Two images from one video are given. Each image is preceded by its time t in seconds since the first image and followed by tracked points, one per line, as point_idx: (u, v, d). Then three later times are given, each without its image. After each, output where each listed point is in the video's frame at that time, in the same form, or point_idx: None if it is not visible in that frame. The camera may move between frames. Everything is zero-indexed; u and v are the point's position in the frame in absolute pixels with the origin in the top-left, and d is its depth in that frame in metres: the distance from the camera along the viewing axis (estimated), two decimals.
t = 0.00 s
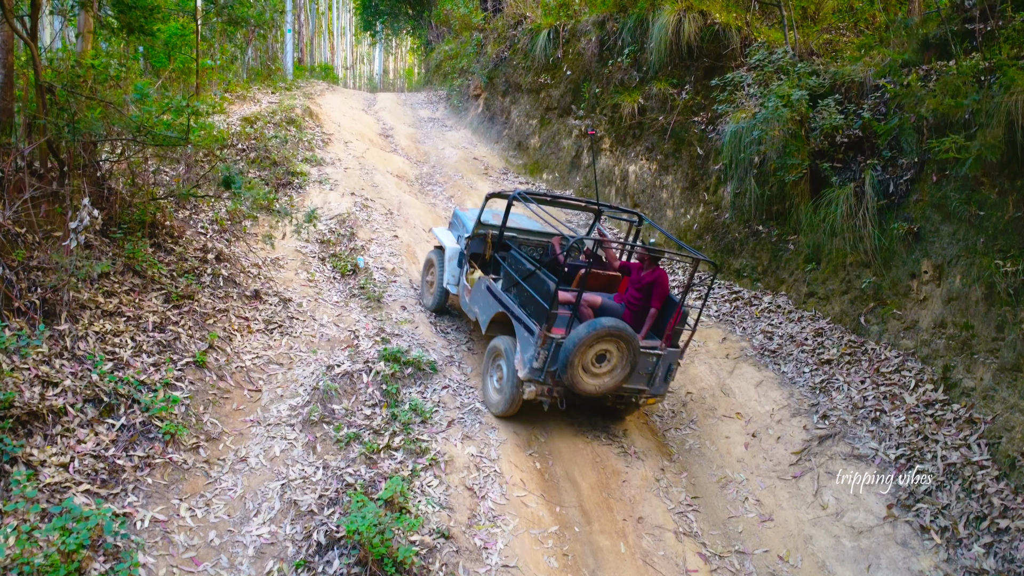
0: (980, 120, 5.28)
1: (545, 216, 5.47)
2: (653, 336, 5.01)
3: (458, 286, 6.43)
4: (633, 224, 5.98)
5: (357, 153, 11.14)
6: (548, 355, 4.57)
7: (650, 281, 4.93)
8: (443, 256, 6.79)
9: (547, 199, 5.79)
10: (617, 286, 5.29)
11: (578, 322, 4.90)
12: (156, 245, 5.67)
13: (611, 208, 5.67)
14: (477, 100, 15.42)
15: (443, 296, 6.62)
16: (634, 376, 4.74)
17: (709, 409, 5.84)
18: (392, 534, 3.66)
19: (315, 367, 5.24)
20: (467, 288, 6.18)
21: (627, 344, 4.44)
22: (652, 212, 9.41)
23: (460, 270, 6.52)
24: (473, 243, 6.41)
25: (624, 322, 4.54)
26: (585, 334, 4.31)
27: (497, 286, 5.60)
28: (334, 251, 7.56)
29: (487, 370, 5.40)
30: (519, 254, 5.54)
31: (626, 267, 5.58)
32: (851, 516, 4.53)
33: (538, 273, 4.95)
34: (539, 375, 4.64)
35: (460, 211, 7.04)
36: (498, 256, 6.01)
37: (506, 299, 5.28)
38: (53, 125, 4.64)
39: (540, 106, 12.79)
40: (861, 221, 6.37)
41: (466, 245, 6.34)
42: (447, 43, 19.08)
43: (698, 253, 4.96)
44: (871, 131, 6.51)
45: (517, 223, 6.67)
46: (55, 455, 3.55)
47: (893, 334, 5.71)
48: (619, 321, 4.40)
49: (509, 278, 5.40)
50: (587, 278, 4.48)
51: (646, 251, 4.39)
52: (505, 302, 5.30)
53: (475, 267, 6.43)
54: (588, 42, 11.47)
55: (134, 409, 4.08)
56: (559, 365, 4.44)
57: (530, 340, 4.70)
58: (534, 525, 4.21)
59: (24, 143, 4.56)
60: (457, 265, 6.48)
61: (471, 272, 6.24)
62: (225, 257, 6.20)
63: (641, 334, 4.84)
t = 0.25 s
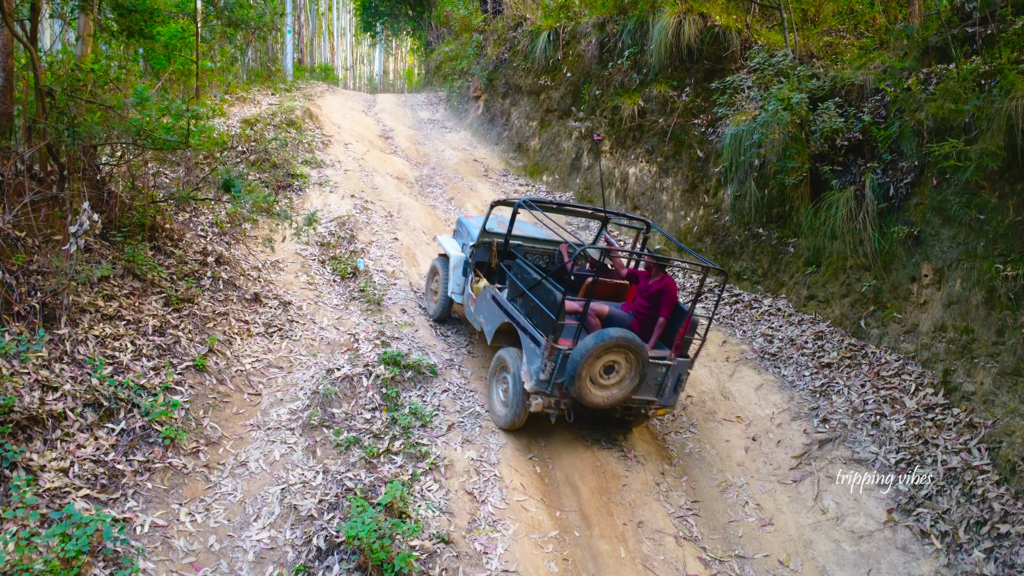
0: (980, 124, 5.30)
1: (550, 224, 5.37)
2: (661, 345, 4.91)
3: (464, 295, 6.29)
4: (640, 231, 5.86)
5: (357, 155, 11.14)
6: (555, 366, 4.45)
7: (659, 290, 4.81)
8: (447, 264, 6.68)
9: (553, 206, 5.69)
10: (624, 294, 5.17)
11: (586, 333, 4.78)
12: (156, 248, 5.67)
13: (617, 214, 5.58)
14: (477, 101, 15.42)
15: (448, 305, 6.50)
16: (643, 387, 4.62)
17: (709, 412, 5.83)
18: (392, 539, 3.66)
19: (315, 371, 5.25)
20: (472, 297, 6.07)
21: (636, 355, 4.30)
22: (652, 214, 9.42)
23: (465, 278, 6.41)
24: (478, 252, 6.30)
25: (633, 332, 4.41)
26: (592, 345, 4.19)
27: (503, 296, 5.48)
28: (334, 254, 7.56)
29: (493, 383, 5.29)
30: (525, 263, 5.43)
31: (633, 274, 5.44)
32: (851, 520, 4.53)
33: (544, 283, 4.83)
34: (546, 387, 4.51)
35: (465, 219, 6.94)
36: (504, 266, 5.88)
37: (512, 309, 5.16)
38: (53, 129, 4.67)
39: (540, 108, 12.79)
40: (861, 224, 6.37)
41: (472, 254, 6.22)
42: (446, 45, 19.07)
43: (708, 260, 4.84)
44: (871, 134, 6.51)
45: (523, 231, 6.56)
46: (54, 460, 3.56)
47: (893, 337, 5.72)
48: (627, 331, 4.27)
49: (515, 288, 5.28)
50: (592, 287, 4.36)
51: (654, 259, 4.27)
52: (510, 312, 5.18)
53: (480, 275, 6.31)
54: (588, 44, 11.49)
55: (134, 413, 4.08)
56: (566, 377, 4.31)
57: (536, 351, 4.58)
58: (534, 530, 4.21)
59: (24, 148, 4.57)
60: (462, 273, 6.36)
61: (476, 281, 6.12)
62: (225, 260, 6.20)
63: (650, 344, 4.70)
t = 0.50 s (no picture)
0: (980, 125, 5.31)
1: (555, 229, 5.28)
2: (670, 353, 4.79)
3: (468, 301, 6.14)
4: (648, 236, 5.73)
5: (357, 156, 11.15)
6: (563, 376, 4.32)
7: (667, 296, 4.74)
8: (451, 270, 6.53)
9: (557, 210, 5.58)
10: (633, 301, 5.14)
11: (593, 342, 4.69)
12: (156, 249, 5.67)
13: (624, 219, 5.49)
14: (477, 102, 15.41)
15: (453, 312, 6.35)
16: (652, 396, 4.52)
17: (709, 413, 5.82)
18: (393, 541, 3.66)
19: (315, 372, 5.25)
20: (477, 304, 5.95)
21: (645, 364, 4.24)
22: (653, 215, 9.42)
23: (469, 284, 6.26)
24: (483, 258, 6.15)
25: (641, 341, 4.34)
26: (600, 354, 4.09)
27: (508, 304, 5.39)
28: (334, 255, 7.56)
29: (499, 393, 5.17)
30: (530, 269, 5.25)
31: (641, 280, 5.40)
32: (852, 521, 4.54)
33: (550, 290, 4.72)
34: (553, 398, 4.42)
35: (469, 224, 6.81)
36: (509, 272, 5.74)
37: (518, 317, 5.01)
38: (54, 130, 4.67)
39: (540, 108, 12.79)
40: (861, 225, 6.37)
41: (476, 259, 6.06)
42: (446, 45, 19.07)
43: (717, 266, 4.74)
44: (871, 135, 6.51)
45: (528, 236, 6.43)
46: (54, 461, 3.57)
47: (893, 338, 5.72)
48: (636, 340, 4.19)
49: (520, 295, 5.13)
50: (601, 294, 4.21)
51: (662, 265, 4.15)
52: (516, 321, 5.09)
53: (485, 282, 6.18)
54: (588, 44, 11.49)
55: (134, 415, 4.09)
56: (574, 387, 4.21)
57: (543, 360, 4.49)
58: (534, 531, 4.21)
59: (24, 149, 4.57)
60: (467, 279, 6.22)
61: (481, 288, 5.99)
62: (225, 261, 6.20)
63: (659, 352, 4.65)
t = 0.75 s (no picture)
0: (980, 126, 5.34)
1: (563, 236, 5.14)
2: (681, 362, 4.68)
3: (473, 309, 6.01)
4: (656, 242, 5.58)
5: (357, 156, 11.15)
6: (571, 388, 4.24)
7: (678, 304, 4.60)
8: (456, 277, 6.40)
9: (566, 216, 5.46)
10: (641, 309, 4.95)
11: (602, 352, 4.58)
12: (156, 249, 5.67)
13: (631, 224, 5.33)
14: (477, 102, 15.42)
15: (458, 320, 6.22)
16: (663, 408, 4.40)
17: (709, 414, 5.82)
18: (393, 542, 3.66)
19: (316, 372, 5.25)
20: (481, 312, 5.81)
21: (656, 375, 4.11)
22: (653, 215, 9.43)
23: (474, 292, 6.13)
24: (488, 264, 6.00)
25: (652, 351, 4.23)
26: (610, 365, 4.00)
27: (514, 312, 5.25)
28: (334, 255, 7.56)
29: (506, 404, 5.05)
30: (537, 278, 5.20)
31: (649, 287, 5.27)
32: (853, 522, 4.53)
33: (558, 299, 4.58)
34: (562, 410, 4.31)
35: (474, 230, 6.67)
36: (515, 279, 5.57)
37: (525, 326, 4.93)
38: (54, 131, 4.66)
39: (540, 109, 12.80)
40: (861, 226, 6.38)
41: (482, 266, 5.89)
42: (446, 45, 19.08)
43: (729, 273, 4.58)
44: (871, 136, 6.51)
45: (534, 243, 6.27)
46: (55, 462, 3.58)
47: (894, 339, 5.72)
48: (646, 350, 4.08)
49: (528, 303, 5.06)
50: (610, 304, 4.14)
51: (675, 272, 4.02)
52: (522, 329, 4.97)
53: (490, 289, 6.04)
54: (588, 45, 11.50)
55: (135, 415, 4.09)
56: (583, 399, 4.13)
57: (551, 371, 4.38)
58: (535, 532, 4.21)
59: (25, 150, 4.57)
60: (471, 287, 6.09)
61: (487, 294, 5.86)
62: (226, 261, 6.20)
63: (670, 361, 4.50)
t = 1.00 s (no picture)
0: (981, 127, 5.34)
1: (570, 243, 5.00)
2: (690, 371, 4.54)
3: (480, 316, 5.90)
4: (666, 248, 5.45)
5: (358, 156, 11.16)
6: (578, 400, 4.09)
7: (686, 312, 4.44)
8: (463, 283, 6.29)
9: (574, 222, 5.34)
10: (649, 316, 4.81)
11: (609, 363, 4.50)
12: (157, 250, 5.67)
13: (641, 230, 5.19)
14: (478, 103, 15.41)
15: (465, 327, 6.11)
16: (672, 418, 4.25)
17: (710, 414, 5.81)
18: (395, 543, 3.67)
19: (316, 373, 5.25)
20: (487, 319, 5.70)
21: (664, 386, 3.96)
22: (653, 216, 9.43)
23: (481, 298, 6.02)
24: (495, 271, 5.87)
25: (660, 360, 4.06)
26: (616, 377, 3.84)
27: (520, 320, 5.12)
28: (335, 256, 7.56)
29: (513, 415, 4.95)
30: (543, 286, 5.08)
31: (657, 294, 5.09)
32: (854, 523, 4.53)
33: (564, 309, 4.43)
34: (568, 422, 4.17)
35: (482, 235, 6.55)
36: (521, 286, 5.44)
37: (531, 335, 4.80)
38: (55, 132, 4.65)
39: (541, 109, 12.80)
40: (861, 226, 6.38)
41: (488, 273, 5.81)
42: (446, 46, 19.06)
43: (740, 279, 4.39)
44: (872, 136, 6.52)
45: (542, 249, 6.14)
46: (56, 463, 3.58)
47: (895, 339, 5.71)
48: (654, 360, 3.92)
49: (534, 312, 4.93)
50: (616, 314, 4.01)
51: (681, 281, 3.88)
52: (528, 338, 4.83)
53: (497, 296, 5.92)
54: (589, 45, 11.50)
55: (135, 416, 4.09)
56: (590, 411, 3.98)
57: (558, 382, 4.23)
58: (536, 532, 4.20)
59: (26, 151, 4.57)
60: (478, 294, 5.98)
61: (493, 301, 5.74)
62: (226, 262, 6.20)
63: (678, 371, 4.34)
